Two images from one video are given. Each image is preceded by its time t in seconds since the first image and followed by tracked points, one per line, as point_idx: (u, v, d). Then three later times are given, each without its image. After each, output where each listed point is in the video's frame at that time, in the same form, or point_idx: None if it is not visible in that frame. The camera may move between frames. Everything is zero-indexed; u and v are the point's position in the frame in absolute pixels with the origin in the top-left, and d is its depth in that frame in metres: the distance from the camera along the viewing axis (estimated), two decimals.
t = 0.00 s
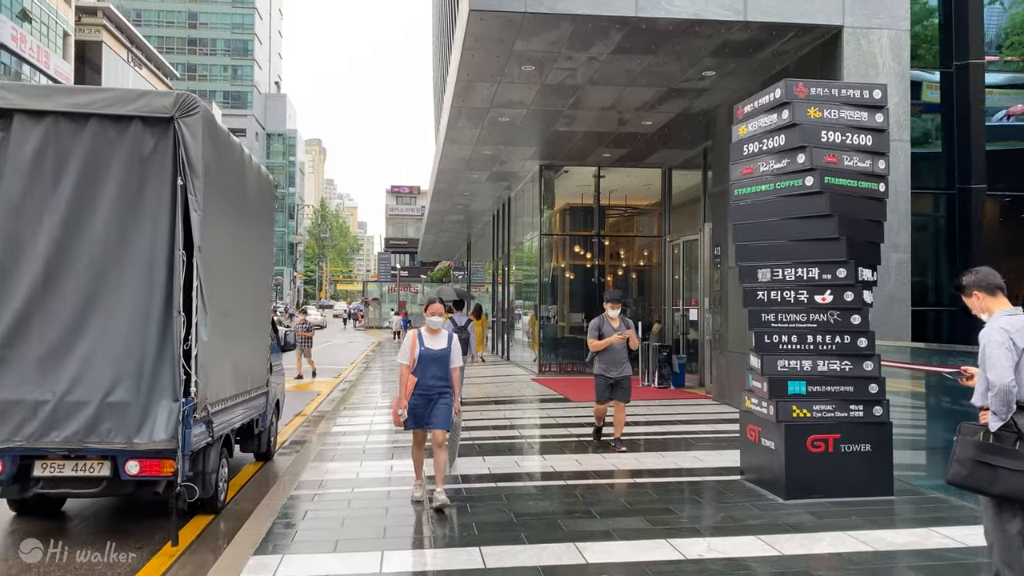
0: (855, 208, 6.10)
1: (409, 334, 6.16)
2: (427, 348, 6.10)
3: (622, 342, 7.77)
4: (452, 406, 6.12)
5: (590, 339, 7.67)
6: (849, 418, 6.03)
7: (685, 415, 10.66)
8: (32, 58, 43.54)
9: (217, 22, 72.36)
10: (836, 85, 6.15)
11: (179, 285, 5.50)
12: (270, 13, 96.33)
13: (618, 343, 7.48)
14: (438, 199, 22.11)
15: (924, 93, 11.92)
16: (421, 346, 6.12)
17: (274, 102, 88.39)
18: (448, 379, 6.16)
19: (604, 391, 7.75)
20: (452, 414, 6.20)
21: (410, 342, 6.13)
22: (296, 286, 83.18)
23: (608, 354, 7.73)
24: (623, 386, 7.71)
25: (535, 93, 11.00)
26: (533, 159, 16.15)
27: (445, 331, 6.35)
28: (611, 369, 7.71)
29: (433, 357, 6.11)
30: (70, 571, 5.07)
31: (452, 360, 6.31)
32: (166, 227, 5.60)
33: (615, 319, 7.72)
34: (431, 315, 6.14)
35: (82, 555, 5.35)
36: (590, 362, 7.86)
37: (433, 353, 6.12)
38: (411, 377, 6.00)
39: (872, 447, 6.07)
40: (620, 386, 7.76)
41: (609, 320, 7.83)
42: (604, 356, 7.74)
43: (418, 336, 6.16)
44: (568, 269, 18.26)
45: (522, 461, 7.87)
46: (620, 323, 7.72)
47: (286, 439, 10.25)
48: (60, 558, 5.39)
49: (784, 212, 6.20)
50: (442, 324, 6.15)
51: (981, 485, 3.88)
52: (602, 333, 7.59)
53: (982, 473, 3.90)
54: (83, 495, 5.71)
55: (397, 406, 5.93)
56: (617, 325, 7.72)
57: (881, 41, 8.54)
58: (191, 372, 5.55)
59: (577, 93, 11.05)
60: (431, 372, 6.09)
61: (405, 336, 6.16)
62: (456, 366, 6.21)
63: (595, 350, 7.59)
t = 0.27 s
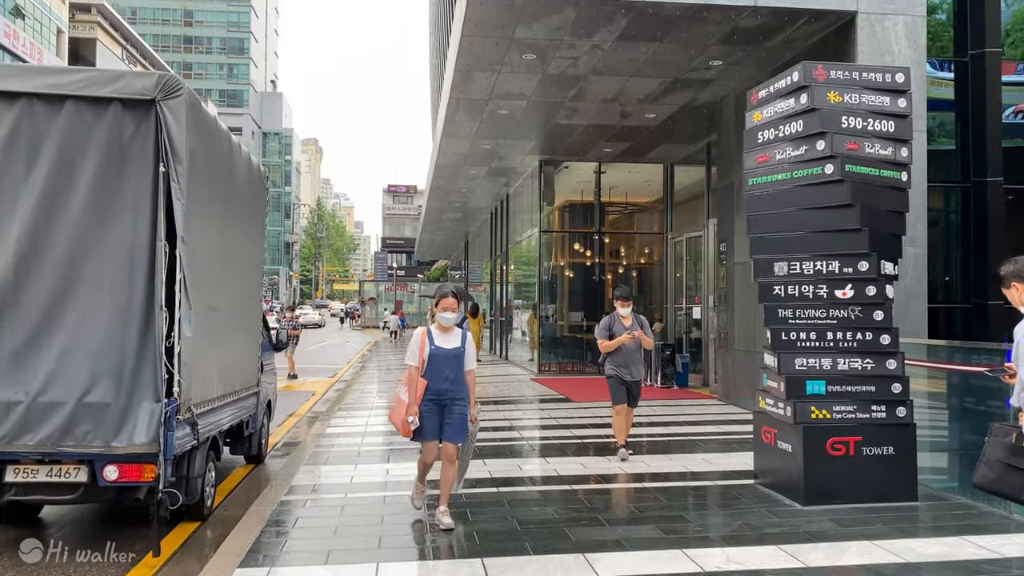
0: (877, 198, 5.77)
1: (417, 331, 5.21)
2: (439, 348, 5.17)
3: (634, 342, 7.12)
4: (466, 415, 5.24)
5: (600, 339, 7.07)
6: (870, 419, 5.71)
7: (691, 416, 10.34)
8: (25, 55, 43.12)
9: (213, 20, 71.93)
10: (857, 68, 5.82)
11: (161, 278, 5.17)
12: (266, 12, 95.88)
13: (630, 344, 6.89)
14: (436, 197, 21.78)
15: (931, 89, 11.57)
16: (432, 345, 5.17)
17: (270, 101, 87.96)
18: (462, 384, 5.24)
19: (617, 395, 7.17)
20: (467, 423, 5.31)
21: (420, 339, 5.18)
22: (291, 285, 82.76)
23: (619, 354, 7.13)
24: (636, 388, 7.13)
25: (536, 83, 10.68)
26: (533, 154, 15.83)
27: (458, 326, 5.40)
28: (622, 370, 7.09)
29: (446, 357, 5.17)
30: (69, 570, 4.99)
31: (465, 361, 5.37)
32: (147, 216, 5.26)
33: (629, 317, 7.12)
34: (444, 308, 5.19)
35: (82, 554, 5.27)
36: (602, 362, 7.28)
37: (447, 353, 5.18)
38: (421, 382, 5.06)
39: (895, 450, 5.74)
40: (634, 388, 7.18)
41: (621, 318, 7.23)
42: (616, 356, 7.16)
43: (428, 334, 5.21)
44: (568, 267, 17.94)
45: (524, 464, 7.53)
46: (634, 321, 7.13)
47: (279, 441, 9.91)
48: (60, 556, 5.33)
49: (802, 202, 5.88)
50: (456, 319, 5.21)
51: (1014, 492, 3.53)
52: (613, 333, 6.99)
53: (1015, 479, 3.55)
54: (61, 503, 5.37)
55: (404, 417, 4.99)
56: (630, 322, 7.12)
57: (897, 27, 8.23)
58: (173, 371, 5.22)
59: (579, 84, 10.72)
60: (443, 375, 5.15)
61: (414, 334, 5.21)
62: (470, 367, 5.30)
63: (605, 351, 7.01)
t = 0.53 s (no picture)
0: (903, 196, 5.44)
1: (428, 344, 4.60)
2: (453, 362, 4.55)
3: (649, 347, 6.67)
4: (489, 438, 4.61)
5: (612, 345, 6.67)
6: (896, 431, 5.38)
7: (698, 423, 10.00)
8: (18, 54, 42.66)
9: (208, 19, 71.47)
10: (882, 58, 5.48)
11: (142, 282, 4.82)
12: (262, 11, 95.42)
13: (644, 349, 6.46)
14: (433, 196, 21.42)
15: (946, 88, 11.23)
16: (446, 359, 4.55)
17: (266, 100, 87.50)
18: (483, 400, 4.61)
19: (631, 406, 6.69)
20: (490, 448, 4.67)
21: (431, 353, 4.57)
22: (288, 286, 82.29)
23: (634, 362, 6.67)
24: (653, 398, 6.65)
25: (537, 79, 10.35)
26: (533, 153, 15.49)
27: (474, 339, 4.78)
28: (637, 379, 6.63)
29: (462, 372, 4.55)
30: (74, 573, 5.02)
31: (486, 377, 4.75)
32: (126, 215, 4.90)
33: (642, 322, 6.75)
34: (458, 316, 4.60)
35: (82, 554, 5.30)
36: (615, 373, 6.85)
37: (462, 368, 4.56)
38: (435, 400, 4.44)
39: (922, 463, 5.41)
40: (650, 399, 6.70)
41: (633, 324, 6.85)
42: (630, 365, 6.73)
43: (440, 346, 4.61)
44: (568, 268, 17.59)
45: (527, 475, 7.20)
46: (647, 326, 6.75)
47: (271, 449, 9.55)
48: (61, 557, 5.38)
49: (825, 200, 5.56)
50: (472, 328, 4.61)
51: None
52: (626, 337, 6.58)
53: None
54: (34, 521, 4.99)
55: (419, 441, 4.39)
56: (643, 329, 6.73)
57: (915, 19, 7.90)
58: (154, 381, 4.87)
59: (581, 79, 10.39)
60: (461, 393, 4.53)
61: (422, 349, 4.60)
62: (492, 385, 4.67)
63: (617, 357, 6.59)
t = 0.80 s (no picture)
0: (933, 183, 5.09)
1: (447, 339, 3.98)
2: (476, 360, 3.95)
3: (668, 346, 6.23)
4: (513, 447, 4.04)
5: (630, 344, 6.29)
6: (927, 434, 5.04)
7: (706, 424, 9.64)
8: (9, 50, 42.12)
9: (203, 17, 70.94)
10: (911, 36, 5.12)
11: (118, 275, 4.46)
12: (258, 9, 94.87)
13: (662, 346, 6.06)
14: (431, 193, 21.05)
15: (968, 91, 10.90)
16: (468, 357, 3.94)
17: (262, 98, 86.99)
18: (509, 405, 4.02)
19: (650, 408, 6.27)
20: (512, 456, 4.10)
21: (451, 348, 3.95)
22: (284, 285, 81.81)
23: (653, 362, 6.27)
24: (674, 399, 6.21)
25: (539, 68, 10.01)
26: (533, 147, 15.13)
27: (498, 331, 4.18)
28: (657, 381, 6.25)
29: (486, 372, 3.95)
30: None
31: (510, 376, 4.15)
32: (101, 202, 4.55)
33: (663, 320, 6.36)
34: (482, 306, 4.00)
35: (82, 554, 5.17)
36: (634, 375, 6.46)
37: (487, 367, 3.96)
38: (453, 405, 3.85)
39: (953, 469, 5.07)
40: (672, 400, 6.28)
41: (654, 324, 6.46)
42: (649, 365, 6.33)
43: (461, 340, 3.99)
44: (568, 266, 17.23)
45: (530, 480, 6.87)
46: (668, 324, 6.34)
47: (262, 452, 9.18)
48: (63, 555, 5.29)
49: (850, 189, 5.23)
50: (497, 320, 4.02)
51: None
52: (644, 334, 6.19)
53: None
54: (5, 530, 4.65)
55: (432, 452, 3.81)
56: (664, 326, 6.30)
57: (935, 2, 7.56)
58: (133, 381, 4.52)
59: (585, 69, 10.04)
60: (483, 395, 3.93)
61: (441, 343, 3.98)
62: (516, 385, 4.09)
63: (634, 356, 6.21)
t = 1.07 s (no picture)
0: (974, 179, 4.77)
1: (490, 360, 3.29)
2: (523, 386, 3.27)
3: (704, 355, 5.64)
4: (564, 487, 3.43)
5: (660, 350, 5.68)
6: (967, 446, 4.71)
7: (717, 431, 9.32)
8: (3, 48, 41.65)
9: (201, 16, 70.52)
10: (950, 22, 4.79)
11: (99, 278, 4.12)
12: (255, 8, 94.42)
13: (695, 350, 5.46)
14: (430, 191, 20.69)
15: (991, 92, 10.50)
16: (515, 384, 3.25)
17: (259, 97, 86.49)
18: (558, 439, 3.37)
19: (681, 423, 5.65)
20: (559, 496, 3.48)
21: (494, 372, 3.27)
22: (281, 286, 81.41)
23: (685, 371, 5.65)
24: (707, 413, 5.57)
25: (545, 61, 9.68)
26: (536, 145, 14.79)
27: (549, 348, 3.47)
28: (691, 390, 5.60)
29: (535, 401, 3.27)
30: None
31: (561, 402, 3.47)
32: (82, 201, 4.22)
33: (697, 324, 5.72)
34: (534, 322, 3.31)
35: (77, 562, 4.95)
36: (665, 385, 5.82)
37: (536, 395, 3.28)
38: (494, 440, 3.21)
39: (996, 483, 4.73)
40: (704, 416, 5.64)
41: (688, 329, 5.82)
42: (682, 374, 5.70)
43: (506, 361, 3.31)
44: (570, 266, 16.88)
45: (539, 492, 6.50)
46: (703, 329, 5.70)
47: (258, 458, 8.84)
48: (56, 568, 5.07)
49: (885, 185, 4.91)
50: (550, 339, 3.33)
51: None
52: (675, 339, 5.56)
53: None
54: None
55: (465, 497, 3.19)
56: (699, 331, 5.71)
57: None
58: (116, 394, 4.17)
59: (593, 62, 9.71)
60: (529, 428, 3.28)
61: (482, 364, 3.29)
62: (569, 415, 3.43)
63: (665, 363, 5.58)
